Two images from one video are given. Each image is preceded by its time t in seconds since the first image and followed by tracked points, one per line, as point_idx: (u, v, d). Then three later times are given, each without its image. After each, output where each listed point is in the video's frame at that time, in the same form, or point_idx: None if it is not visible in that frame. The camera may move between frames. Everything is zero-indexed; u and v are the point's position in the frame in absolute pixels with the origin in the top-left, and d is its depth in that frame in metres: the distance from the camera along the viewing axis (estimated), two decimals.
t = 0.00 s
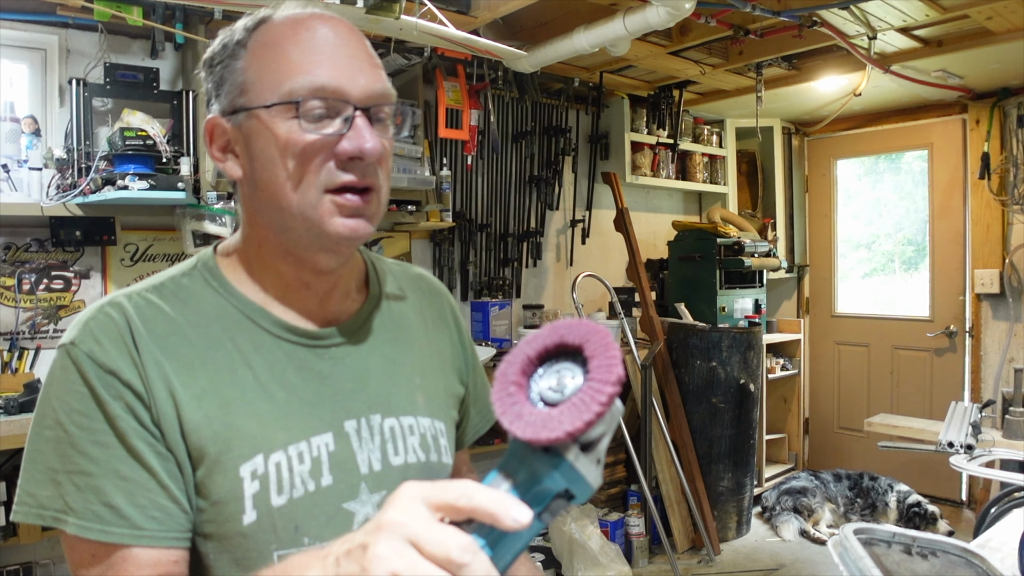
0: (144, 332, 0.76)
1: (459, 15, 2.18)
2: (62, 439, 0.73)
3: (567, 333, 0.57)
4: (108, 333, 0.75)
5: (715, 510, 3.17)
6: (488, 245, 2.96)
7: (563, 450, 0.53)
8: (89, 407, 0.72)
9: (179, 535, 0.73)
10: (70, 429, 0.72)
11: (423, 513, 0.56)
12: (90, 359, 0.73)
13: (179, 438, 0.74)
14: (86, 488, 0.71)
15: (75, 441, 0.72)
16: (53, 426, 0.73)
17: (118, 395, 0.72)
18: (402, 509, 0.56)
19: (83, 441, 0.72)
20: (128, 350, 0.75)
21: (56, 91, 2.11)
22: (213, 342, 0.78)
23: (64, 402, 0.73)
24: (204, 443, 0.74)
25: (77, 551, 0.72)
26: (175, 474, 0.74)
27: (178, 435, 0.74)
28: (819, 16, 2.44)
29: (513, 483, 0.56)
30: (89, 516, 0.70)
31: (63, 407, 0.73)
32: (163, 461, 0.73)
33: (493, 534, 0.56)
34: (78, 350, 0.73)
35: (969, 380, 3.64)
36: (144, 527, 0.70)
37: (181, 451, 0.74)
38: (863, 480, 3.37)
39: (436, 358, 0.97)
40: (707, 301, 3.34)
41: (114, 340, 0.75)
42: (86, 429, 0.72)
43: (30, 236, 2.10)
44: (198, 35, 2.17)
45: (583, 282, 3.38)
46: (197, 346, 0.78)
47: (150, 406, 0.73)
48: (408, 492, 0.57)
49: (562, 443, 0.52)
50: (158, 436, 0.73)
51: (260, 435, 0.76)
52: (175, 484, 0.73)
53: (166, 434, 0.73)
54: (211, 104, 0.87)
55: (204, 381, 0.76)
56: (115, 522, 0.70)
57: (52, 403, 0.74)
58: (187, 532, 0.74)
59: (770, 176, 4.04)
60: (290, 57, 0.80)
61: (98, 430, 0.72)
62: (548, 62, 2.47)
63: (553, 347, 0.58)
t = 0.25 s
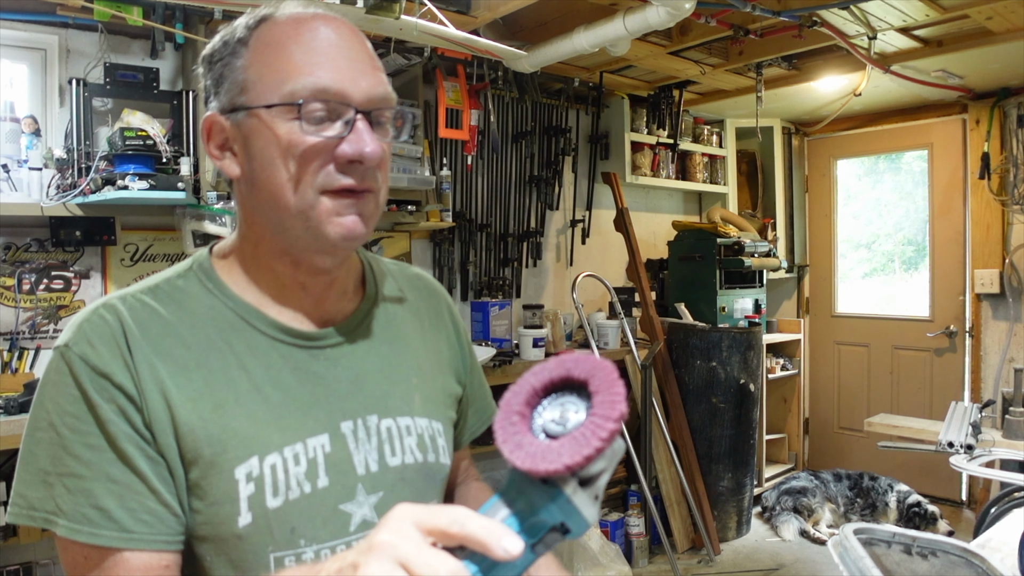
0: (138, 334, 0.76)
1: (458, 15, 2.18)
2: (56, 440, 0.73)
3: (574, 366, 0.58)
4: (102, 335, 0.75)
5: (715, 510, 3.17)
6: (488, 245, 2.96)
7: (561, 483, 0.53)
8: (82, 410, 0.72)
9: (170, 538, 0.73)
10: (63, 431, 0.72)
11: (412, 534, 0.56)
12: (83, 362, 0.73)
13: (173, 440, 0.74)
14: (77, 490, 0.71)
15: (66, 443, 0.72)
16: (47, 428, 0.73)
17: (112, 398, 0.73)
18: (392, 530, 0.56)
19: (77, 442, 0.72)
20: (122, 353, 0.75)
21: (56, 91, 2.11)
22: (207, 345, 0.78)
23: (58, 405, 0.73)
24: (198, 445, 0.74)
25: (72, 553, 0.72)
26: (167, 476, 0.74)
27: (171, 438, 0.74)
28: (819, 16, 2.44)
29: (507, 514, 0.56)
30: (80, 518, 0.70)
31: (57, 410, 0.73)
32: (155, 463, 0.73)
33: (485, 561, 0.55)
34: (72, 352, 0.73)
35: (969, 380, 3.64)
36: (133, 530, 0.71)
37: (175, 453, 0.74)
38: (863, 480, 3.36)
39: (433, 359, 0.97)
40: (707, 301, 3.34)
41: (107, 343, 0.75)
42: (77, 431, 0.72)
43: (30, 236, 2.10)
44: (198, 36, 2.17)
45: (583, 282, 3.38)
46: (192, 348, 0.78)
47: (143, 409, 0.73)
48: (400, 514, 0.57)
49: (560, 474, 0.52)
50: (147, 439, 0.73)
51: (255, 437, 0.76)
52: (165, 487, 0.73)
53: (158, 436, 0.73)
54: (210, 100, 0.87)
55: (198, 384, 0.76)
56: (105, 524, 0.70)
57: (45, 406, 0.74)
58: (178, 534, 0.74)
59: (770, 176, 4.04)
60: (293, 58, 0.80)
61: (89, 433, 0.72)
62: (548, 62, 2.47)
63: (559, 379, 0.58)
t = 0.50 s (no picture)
0: (137, 335, 0.76)
1: (458, 15, 2.18)
2: (52, 440, 0.73)
3: (557, 357, 0.66)
4: (101, 336, 0.75)
5: (715, 510, 3.17)
6: (488, 245, 2.96)
7: (550, 464, 0.59)
8: (80, 411, 0.72)
9: (167, 540, 0.73)
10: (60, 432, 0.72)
11: (408, 522, 0.56)
12: (82, 363, 0.73)
13: (171, 441, 0.74)
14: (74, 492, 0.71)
15: (63, 444, 0.72)
16: (44, 429, 0.73)
17: (110, 399, 0.72)
18: (387, 519, 0.56)
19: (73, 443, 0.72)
20: (121, 354, 0.75)
21: (56, 91, 2.11)
22: (206, 345, 0.78)
23: (55, 406, 0.73)
24: (197, 447, 0.74)
25: (69, 554, 0.72)
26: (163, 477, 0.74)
27: (168, 439, 0.74)
28: (819, 16, 2.44)
29: (500, 497, 0.60)
30: (77, 520, 0.70)
31: (55, 411, 0.73)
32: (151, 465, 0.73)
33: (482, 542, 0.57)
34: (71, 354, 0.73)
35: (969, 380, 3.64)
36: (129, 531, 0.70)
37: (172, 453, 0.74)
38: (863, 480, 3.36)
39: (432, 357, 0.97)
40: (707, 301, 3.34)
41: (106, 344, 0.74)
42: (73, 432, 0.72)
43: (30, 236, 2.10)
44: (198, 35, 2.17)
45: (583, 282, 3.38)
46: (190, 349, 0.78)
47: (141, 410, 0.73)
48: (394, 504, 0.58)
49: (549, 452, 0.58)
50: (143, 441, 0.73)
51: (253, 438, 0.76)
52: (163, 488, 0.73)
53: (155, 437, 0.73)
54: (218, 95, 0.86)
55: (196, 385, 0.76)
56: (101, 526, 0.70)
57: (43, 408, 0.74)
58: (176, 535, 0.74)
59: (770, 176, 4.04)
60: (308, 58, 0.80)
61: (87, 434, 0.72)
62: (548, 62, 2.46)
63: (542, 372, 0.66)
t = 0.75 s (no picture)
0: (130, 335, 0.76)
1: (458, 15, 2.18)
2: (48, 439, 0.73)
3: (521, 331, 0.65)
4: (95, 337, 0.75)
5: (716, 510, 3.17)
6: (488, 245, 2.96)
7: (521, 432, 0.60)
8: (75, 410, 0.73)
9: (160, 538, 0.73)
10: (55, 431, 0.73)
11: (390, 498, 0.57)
12: (77, 363, 0.73)
13: (163, 440, 0.74)
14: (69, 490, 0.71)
15: (58, 444, 0.73)
16: (40, 428, 0.74)
17: (104, 399, 0.73)
18: (371, 498, 0.57)
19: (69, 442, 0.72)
20: (114, 354, 0.75)
21: (56, 91, 2.11)
22: (199, 345, 0.78)
23: (51, 406, 0.73)
24: (189, 446, 0.74)
25: (65, 552, 0.72)
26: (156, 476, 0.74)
27: (161, 439, 0.74)
28: (819, 16, 2.44)
29: (477, 469, 0.60)
30: (71, 519, 0.70)
31: (50, 410, 0.73)
32: (144, 464, 0.73)
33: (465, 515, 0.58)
34: (66, 353, 0.74)
35: (969, 380, 3.64)
36: (122, 529, 0.71)
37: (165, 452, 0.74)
38: (863, 480, 3.36)
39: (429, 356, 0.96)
40: (707, 301, 3.34)
41: (100, 344, 0.75)
42: (67, 431, 0.73)
43: (30, 236, 2.10)
44: (198, 35, 2.17)
45: (583, 282, 3.38)
46: (184, 349, 0.78)
47: (134, 409, 0.74)
48: (376, 484, 0.58)
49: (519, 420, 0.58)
50: (135, 440, 0.73)
51: (246, 437, 0.76)
52: (156, 487, 0.74)
53: (148, 435, 0.74)
54: (212, 96, 0.86)
55: (189, 384, 0.76)
56: (93, 524, 0.70)
57: (40, 407, 0.75)
58: (169, 534, 0.74)
59: (770, 176, 4.04)
60: (299, 58, 0.80)
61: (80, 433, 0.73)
62: (548, 62, 2.47)
63: (508, 346, 0.65)
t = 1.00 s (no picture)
0: (127, 335, 0.76)
1: (458, 15, 2.18)
2: (45, 438, 0.73)
3: (516, 328, 0.64)
4: (92, 337, 0.75)
5: (715, 510, 3.17)
6: (487, 244, 2.96)
7: (510, 431, 0.59)
8: (71, 410, 0.73)
9: (156, 536, 0.73)
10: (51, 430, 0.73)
11: (381, 502, 0.57)
12: (74, 363, 0.73)
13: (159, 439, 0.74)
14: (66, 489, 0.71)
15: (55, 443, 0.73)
16: (37, 428, 0.74)
17: (101, 398, 0.73)
18: (362, 502, 0.57)
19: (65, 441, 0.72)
20: (111, 354, 0.75)
21: (56, 91, 2.11)
22: (195, 344, 0.78)
23: (48, 405, 0.73)
24: (186, 444, 0.74)
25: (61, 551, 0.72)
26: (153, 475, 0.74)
27: (157, 437, 0.74)
28: (819, 16, 2.44)
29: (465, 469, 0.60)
30: (67, 517, 0.70)
31: (48, 409, 0.74)
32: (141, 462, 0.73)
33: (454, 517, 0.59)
34: (63, 354, 0.74)
35: (969, 380, 3.64)
36: (117, 528, 0.71)
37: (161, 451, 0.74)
38: (863, 480, 3.36)
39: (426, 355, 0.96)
40: (707, 301, 3.34)
41: (97, 344, 0.75)
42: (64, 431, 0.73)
43: (30, 236, 2.10)
44: (198, 35, 2.17)
45: (583, 282, 3.38)
46: (180, 348, 0.78)
47: (131, 408, 0.74)
48: (366, 486, 0.58)
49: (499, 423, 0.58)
50: (132, 439, 0.73)
51: (241, 435, 0.76)
52: (152, 486, 0.74)
53: (144, 434, 0.74)
54: (208, 96, 0.87)
55: (185, 383, 0.76)
56: (88, 523, 0.70)
57: (38, 407, 0.75)
58: (164, 532, 0.74)
59: (770, 176, 4.04)
60: (292, 59, 0.79)
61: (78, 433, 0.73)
62: (548, 62, 2.47)
63: (500, 342, 0.64)
